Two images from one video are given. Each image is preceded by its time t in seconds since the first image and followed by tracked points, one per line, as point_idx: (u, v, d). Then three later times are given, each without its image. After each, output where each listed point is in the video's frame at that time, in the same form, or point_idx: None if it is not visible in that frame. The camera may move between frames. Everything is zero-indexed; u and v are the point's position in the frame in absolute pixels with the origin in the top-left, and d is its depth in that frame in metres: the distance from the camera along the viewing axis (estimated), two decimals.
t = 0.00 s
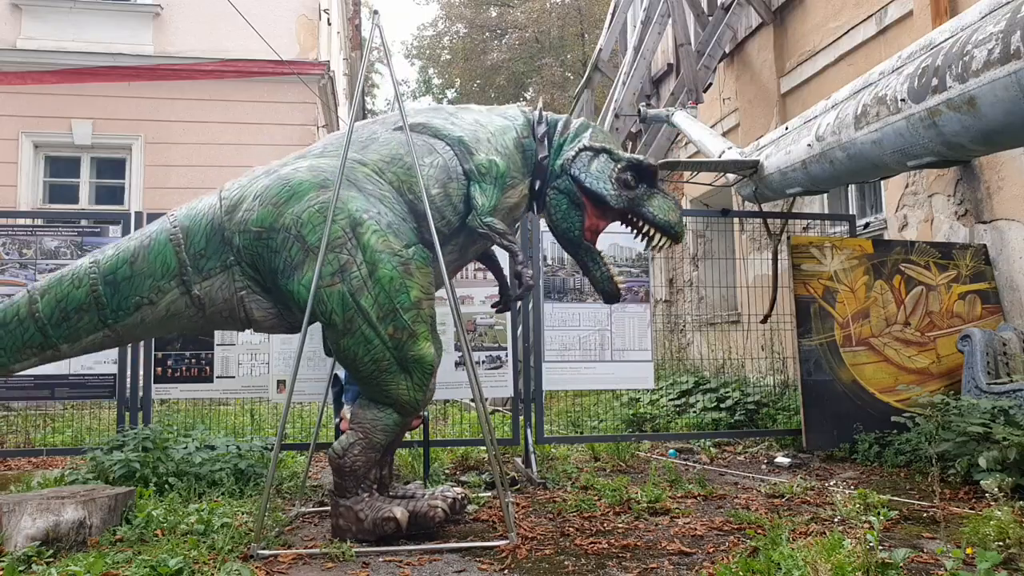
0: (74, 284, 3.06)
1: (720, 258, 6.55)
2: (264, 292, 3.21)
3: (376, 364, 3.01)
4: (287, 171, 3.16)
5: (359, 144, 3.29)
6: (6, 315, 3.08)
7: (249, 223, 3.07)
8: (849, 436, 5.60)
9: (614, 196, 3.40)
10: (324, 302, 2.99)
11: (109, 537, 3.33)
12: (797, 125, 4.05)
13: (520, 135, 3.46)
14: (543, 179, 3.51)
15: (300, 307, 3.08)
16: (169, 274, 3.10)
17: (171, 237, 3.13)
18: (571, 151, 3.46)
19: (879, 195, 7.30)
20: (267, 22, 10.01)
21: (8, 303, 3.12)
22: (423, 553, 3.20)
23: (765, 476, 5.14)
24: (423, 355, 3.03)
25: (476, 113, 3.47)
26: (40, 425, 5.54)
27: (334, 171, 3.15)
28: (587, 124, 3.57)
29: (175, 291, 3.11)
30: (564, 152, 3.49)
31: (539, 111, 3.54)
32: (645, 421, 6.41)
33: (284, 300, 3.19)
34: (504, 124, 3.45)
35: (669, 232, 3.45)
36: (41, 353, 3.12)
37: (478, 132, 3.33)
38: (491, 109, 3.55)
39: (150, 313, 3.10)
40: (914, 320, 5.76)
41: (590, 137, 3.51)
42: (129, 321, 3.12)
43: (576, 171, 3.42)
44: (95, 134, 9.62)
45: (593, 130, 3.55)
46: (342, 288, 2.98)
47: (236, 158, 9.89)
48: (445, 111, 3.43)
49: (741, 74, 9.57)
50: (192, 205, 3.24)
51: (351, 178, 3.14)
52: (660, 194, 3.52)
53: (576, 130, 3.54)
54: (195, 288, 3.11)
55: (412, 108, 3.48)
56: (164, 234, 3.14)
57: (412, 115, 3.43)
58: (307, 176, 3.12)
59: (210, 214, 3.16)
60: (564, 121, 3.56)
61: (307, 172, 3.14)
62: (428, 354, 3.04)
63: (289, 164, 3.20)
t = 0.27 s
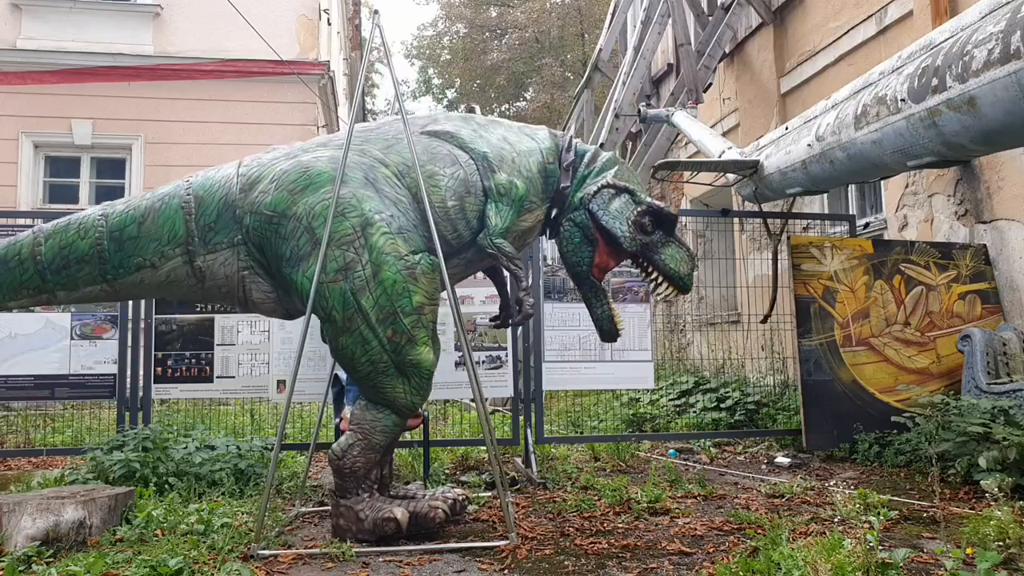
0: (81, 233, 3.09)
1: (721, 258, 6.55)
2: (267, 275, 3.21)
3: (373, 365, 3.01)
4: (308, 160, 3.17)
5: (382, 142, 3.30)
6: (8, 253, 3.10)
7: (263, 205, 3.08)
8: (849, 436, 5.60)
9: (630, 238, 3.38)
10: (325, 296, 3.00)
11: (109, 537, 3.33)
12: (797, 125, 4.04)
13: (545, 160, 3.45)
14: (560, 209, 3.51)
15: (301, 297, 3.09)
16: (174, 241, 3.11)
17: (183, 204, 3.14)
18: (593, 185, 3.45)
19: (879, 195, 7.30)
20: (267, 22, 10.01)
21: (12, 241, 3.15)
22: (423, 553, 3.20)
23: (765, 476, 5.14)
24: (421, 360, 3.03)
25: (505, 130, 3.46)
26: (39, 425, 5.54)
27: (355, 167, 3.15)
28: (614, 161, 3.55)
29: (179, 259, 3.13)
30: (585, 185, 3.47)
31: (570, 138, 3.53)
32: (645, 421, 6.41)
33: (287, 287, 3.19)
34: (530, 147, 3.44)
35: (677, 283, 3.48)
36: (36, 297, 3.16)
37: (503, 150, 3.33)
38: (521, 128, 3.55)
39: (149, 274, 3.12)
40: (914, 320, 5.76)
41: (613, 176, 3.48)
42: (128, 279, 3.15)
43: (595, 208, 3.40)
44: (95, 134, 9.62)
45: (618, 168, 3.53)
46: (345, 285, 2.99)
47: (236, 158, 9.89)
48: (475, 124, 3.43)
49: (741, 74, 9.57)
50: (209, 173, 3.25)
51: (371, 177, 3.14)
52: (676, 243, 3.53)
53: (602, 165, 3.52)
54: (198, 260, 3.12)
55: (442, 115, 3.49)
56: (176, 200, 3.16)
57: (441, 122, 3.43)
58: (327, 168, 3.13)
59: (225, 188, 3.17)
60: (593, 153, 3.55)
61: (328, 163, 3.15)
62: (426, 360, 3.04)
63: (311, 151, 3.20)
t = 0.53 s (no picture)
0: (89, 256, 3.07)
1: (721, 258, 6.55)
2: (271, 283, 3.21)
3: (377, 364, 3.01)
4: (304, 167, 3.17)
5: (377, 147, 3.30)
6: (19, 281, 3.07)
7: (262, 214, 3.08)
8: (850, 436, 5.60)
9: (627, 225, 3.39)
10: (326, 298, 2.99)
11: (109, 537, 3.33)
12: (797, 125, 4.04)
13: (536, 154, 3.46)
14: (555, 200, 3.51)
15: (303, 301, 3.09)
16: (181, 256, 3.10)
17: (187, 220, 3.13)
18: (586, 174, 3.45)
19: (879, 195, 7.30)
20: (267, 22, 10.01)
21: (22, 270, 3.11)
22: (424, 553, 3.20)
23: (765, 476, 5.14)
24: (424, 356, 3.03)
25: (496, 127, 3.47)
26: (39, 425, 5.54)
27: (350, 171, 3.15)
28: (605, 151, 3.56)
29: (186, 274, 3.12)
30: (578, 175, 3.47)
31: (560, 132, 3.54)
32: (646, 421, 6.41)
33: (291, 294, 3.18)
34: (522, 142, 3.45)
35: (678, 265, 3.46)
36: (50, 322, 3.12)
37: (496, 146, 3.33)
38: (513, 125, 3.56)
39: (159, 291, 3.11)
40: (914, 319, 5.76)
41: (606, 163, 3.49)
42: (138, 298, 3.13)
43: (589, 197, 3.41)
44: (95, 134, 9.62)
45: (609, 158, 3.52)
46: (346, 286, 2.98)
47: (236, 158, 9.90)
48: (468, 122, 3.43)
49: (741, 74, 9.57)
50: (208, 189, 3.25)
51: (367, 179, 3.14)
52: (672, 227, 3.53)
53: (593, 155, 3.53)
54: (205, 272, 3.11)
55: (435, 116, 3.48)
56: (180, 216, 3.15)
57: (433, 123, 3.43)
58: (322, 173, 3.13)
59: (225, 200, 3.17)
60: (583, 144, 3.55)
61: (323, 169, 3.15)
62: (429, 356, 3.04)
63: (308, 159, 3.21)
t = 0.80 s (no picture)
0: (71, 259, 3.05)
1: (721, 258, 6.55)
2: (262, 287, 3.22)
3: (375, 369, 3.01)
4: (294, 167, 3.16)
5: (368, 145, 3.29)
6: None
7: (252, 216, 3.07)
8: (850, 436, 5.60)
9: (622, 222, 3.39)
10: (322, 304, 2.99)
11: (109, 537, 3.33)
12: (797, 125, 4.05)
13: (532, 150, 3.46)
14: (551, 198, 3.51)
15: (297, 306, 3.08)
16: (167, 259, 3.09)
17: (172, 221, 3.12)
18: (583, 172, 3.45)
19: (879, 195, 7.30)
20: (268, 22, 10.01)
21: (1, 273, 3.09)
22: (424, 553, 3.20)
23: (765, 476, 5.14)
24: (423, 360, 3.04)
25: (491, 123, 3.46)
26: (39, 425, 5.54)
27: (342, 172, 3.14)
28: (600, 146, 3.55)
29: (172, 277, 3.11)
30: (574, 171, 3.47)
31: (555, 125, 3.53)
32: (646, 421, 6.41)
33: (282, 297, 3.19)
34: (517, 138, 3.44)
35: (674, 262, 3.47)
36: (30, 326, 3.11)
37: (490, 143, 3.33)
38: (506, 120, 3.55)
39: (144, 296, 3.10)
40: (914, 320, 5.77)
41: (602, 161, 3.48)
42: (122, 301, 3.12)
43: (585, 194, 3.41)
44: (95, 134, 9.62)
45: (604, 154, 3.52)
46: (342, 291, 2.98)
47: (236, 158, 9.90)
48: (460, 118, 3.43)
49: (741, 74, 9.57)
50: (195, 189, 3.24)
51: (359, 180, 3.13)
52: (669, 223, 3.53)
53: (589, 151, 3.52)
54: (192, 276, 3.11)
55: (426, 112, 3.48)
56: (165, 217, 3.13)
57: (426, 119, 3.42)
58: (314, 174, 3.12)
59: (213, 200, 3.16)
60: (579, 138, 3.55)
61: (315, 169, 3.14)
62: (427, 360, 3.05)
63: (296, 159, 3.20)
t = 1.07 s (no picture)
0: (69, 253, 3.06)
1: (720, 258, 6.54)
2: (260, 284, 3.21)
3: (371, 367, 3.01)
4: (294, 164, 3.16)
5: (369, 144, 3.29)
6: None
7: (251, 213, 3.07)
8: (850, 436, 5.60)
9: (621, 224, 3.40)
10: (320, 301, 2.99)
11: (109, 537, 3.33)
12: (797, 125, 4.04)
13: (531, 152, 3.46)
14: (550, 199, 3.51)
15: (295, 303, 3.08)
16: (165, 254, 3.10)
17: (171, 217, 3.12)
18: (582, 173, 3.46)
19: (879, 195, 7.30)
20: (268, 22, 10.01)
21: None
22: (424, 553, 3.20)
23: (765, 476, 5.14)
24: (419, 359, 3.03)
25: (491, 124, 3.47)
26: (39, 425, 5.54)
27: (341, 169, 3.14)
28: (600, 148, 3.56)
29: (170, 273, 3.12)
30: (573, 173, 3.48)
31: (554, 128, 3.54)
32: (645, 421, 6.41)
33: (280, 294, 3.18)
34: (516, 139, 3.44)
35: (672, 264, 3.47)
36: (26, 319, 3.12)
37: (490, 144, 3.33)
38: (506, 121, 3.55)
39: (142, 291, 3.10)
40: (914, 320, 5.76)
41: (602, 162, 3.50)
42: (119, 296, 3.12)
43: (584, 195, 3.42)
44: (95, 134, 9.62)
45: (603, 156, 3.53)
46: (339, 288, 2.98)
47: (236, 158, 9.90)
48: (460, 118, 3.43)
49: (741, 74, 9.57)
50: (195, 184, 3.24)
51: (359, 178, 3.13)
52: (668, 226, 3.53)
53: (588, 153, 3.53)
54: (190, 272, 3.11)
55: (426, 112, 3.48)
56: (164, 213, 3.14)
57: (426, 119, 3.42)
58: (313, 171, 3.12)
59: (212, 196, 3.16)
60: (578, 140, 3.56)
61: (314, 166, 3.14)
62: (423, 359, 3.03)
63: (296, 156, 3.20)
